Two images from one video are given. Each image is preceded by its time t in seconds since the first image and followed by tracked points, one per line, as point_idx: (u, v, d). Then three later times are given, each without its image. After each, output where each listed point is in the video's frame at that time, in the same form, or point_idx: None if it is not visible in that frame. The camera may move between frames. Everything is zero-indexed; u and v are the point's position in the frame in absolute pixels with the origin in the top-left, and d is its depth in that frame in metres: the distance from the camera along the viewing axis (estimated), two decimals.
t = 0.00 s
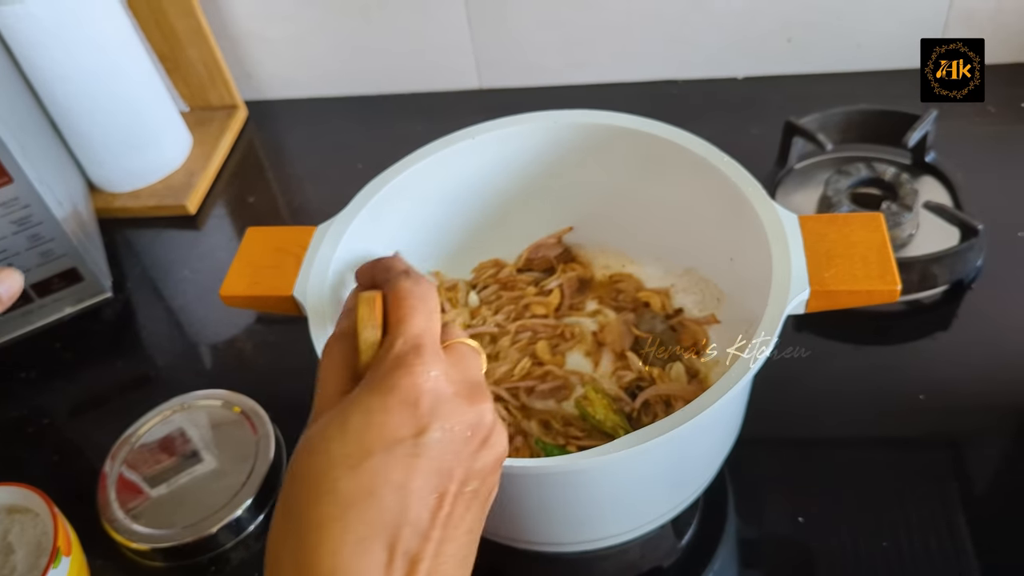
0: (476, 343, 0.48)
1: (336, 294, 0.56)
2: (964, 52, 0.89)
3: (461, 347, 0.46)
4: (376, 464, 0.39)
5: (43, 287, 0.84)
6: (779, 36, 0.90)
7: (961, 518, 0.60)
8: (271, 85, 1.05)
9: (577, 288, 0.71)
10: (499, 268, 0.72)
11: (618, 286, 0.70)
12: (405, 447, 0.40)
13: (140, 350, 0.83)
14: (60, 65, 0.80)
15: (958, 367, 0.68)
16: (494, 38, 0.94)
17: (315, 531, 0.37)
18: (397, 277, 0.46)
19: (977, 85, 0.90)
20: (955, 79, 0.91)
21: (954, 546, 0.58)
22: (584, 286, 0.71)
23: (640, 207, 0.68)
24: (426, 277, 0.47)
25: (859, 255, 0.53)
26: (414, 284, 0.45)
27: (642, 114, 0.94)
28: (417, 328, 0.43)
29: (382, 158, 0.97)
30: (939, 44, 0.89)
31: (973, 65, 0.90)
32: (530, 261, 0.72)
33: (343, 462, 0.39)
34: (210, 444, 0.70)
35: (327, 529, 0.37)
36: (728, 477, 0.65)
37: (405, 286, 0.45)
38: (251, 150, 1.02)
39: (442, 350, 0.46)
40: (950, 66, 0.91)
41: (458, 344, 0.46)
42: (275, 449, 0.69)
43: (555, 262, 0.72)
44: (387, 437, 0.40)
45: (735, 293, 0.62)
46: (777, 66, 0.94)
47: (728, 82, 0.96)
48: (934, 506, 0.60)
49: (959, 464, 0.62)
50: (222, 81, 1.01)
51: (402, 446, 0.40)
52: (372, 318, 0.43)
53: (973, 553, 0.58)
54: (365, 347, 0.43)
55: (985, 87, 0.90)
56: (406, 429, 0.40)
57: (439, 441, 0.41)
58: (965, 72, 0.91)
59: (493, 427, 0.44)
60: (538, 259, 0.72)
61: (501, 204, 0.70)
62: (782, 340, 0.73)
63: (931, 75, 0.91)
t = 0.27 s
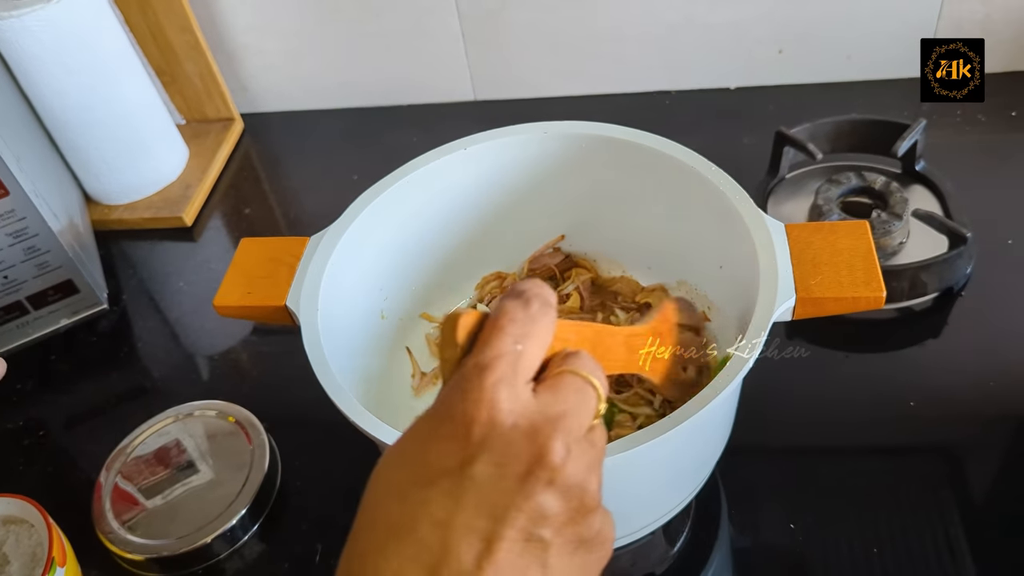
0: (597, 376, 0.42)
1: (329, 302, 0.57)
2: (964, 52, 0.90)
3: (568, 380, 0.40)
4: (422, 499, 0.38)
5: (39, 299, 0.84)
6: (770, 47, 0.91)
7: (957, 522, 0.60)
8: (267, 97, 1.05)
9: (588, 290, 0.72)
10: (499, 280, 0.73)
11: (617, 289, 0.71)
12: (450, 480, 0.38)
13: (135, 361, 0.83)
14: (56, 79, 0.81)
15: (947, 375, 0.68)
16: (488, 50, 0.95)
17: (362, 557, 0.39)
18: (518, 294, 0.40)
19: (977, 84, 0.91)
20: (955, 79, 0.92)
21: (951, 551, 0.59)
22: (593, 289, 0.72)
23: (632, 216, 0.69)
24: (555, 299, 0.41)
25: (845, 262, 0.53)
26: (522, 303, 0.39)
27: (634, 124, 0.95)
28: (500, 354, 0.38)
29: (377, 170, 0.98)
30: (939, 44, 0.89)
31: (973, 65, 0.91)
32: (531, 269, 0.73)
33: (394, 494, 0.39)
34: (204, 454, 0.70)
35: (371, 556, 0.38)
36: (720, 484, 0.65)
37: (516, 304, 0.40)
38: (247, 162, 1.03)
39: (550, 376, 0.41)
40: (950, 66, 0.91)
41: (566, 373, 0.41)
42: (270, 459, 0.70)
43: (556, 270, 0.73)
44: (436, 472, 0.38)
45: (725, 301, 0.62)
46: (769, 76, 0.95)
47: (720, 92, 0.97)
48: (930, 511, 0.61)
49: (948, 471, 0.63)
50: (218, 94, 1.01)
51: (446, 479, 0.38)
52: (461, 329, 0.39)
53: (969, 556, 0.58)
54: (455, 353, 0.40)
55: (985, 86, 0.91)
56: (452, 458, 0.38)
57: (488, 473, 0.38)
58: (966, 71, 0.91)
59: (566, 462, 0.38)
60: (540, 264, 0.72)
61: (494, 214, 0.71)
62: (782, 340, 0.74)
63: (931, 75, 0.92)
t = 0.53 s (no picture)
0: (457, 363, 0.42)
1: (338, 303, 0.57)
2: (964, 52, 0.90)
3: (440, 366, 0.41)
4: (338, 486, 0.36)
5: (44, 301, 0.84)
6: (774, 49, 0.91)
7: (963, 525, 0.60)
8: (272, 101, 1.06)
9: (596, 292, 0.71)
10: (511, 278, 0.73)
11: (622, 289, 0.71)
12: (367, 466, 0.37)
13: (141, 363, 0.83)
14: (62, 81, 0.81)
15: (957, 375, 0.68)
16: (493, 53, 0.96)
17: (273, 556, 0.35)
18: (379, 288, 0.40)
19: (976, 84, 0.91)
20: (955, 79, 0.92)
21: (957, 554, 0.58)
22: (601, 291, 0.72)
23: (639, 216, 0.69)
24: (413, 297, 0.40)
25: (856, 260, 0.53)
26: (395, 297, 0.39)
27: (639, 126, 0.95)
28: (383, 350, 0.38)
29: (382, 173, 0.98)
30: (938, 44, 0.89)
31: (973, 65, 0.91)
32: (541, 271, 0.73)
33: (304, 485, 0.36)
34: (211, 457, 0.70)
35: (280, 552, 0.35)
36: (729, 485, 0.65)
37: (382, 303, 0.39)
38: (252, 165, 1.03)
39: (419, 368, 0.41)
40: (950, 66, 0.92)
41: (438, 363, 0.41)
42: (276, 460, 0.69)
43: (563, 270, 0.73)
44: (345, 462, 0.36)
45: (734, 301, 0.62)
46: (773, 78, 0.95)
47: (725, 94, 0.97)
48: (936, 515, 0.61)
49: (959, 472, 0.62)
50: (223, 97, 1.02)
51: (364, 465, 0.36)
52: (347, 331, 0.38)
53: (976, 561, 0.58)
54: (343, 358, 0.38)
55: (984, 86, 0.92)
56: (368, 448, 0.37)
57: (405, 456, 0.37)
58: (965, 71, 0.91)
59: (464, 445, 0.40)
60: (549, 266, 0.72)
61: (501, 215, 0.71)
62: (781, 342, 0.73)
63: (931, 75, 0.92)
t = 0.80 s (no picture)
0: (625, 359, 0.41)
1: (343, 305, 0.56)
2: (964, 52, 0.89)
3: (598, 358, 0.41)
4: (467, 467, 0.39)
5: (47, 304, 0.84)
6: (779, 51, 0.91)
7: (968, 530, 0.59)
8: (275, 104, 1.05)
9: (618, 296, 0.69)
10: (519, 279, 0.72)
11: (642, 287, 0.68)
12: (495, 451, 0.39)
13: (144, 367, 0.82)
14: (66, 83, 0.81)
15: (965, 378, 0.68)
16: (496, 55, 0.95)
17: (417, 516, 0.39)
18: (540, 273, 0.42)
19: (976, 85, 0.91)
20: (955, 79, 0.92)
21: (961, 559, 0.58)
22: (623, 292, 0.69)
23: (647, 217, 0.68)
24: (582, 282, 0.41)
25: (866, 260, 0.53)
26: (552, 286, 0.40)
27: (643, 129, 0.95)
28: (534, 337, 0.39)
29: (385, 175, 0.98)
30: (939, 44, 0.89)
31: (973, 65, 0.90)
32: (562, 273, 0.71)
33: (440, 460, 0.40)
34: (214, 460, 0.69)
35: (424, 516, 0.39)
36: (736, 488, 0.64)
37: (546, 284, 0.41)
38: (254, 168, 1.03)
39: (579, 355, 0.41)
40: (950, 66, 0.92)
41: (597, 352, 0.41)
42: (280, 464, 0.69)
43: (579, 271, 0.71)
44: (478, 447, 0.39)
45: (744, 303, 0.62)
46: (777, 81, 0.95)
47: (729, 97, 0.96)
48: (942, 522, 0.60)
49: (968, 475, 0.62)
50: (226, 99, 1.01)
51: (490, 449, 0.39)
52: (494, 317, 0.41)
53: (981, 567, 0.57)
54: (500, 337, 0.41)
55: (983, 87, 0.92)
56: (497, 431, 0.39)
57: (532, 445, 0.38)
58: (965, 71, 0.91)
59: (597, 440, 0.39)
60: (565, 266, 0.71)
61: (507, 216, 0.70)
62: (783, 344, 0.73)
63: (931, 75, 0.92)
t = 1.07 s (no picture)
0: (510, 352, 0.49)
1: (345, 307, 0.56)
2: (964, 53, 0.89)
3: (497, 359, 0.47)
4: (412, 476, 0.39)
5: (48, 306, 0.83)
6: (781, 54, 0.91)
7: (969, 533, 0.59)
8: (276, 106, 1.05)
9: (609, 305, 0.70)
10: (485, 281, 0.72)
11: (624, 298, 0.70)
12: (439, 458, 0.40)
13: (145, 370, 0.82)
14: (67, 85, 0.81)
15: (966, 381, 0.68)
16: (497, 58, 0.95)
17: (346, 539, 0.37)
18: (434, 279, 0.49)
19: (976, 85, 0.91)
20: (955, 79, 0.92)
21: (962, 561, 0.58)
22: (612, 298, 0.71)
23: (649, 221, 0.68)
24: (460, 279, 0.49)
25: (869, 264, 0.53)
26: (452, 292, 0.46)
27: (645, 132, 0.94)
28: (453, 339, 0.44)
29: (386, 178, 0.98)
30: (939, 44, 0.88)
31: (973, 65, 0.90)
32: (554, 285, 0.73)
33: (376, 471, 0.39)
34: (215, 464, 0.69)
35: (359, 535, 0.38)
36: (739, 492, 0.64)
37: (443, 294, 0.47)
38: (255, 171, 1.03)
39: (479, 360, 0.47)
40: (950, 66, 0.91)
41: (495, 354, 0.47)
42: (282, 467, 0.69)
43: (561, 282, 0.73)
44: (415, 456, 0.40)
45: (746, 305, 0.62)
46: (778, 83, 0.95)
47: (730, 100, 0.96)
48: (942, 525, 0.60)
49: (970, 478, 0.62)
50: (227, 102, 1.01)
51: (436, 456, 0.40)
52: (409, 329, 0.44)
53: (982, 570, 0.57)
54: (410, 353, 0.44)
55: (984, 86, 0.92)
56: (440, 440, 0.41)
57: (473, 452, 0.41)
58: (965, 72, 0.91)
59: (527, 439, 0.45)
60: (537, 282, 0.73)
61: (508, 219, 0.70)
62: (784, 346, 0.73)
63: (931, 75, 0.92)
